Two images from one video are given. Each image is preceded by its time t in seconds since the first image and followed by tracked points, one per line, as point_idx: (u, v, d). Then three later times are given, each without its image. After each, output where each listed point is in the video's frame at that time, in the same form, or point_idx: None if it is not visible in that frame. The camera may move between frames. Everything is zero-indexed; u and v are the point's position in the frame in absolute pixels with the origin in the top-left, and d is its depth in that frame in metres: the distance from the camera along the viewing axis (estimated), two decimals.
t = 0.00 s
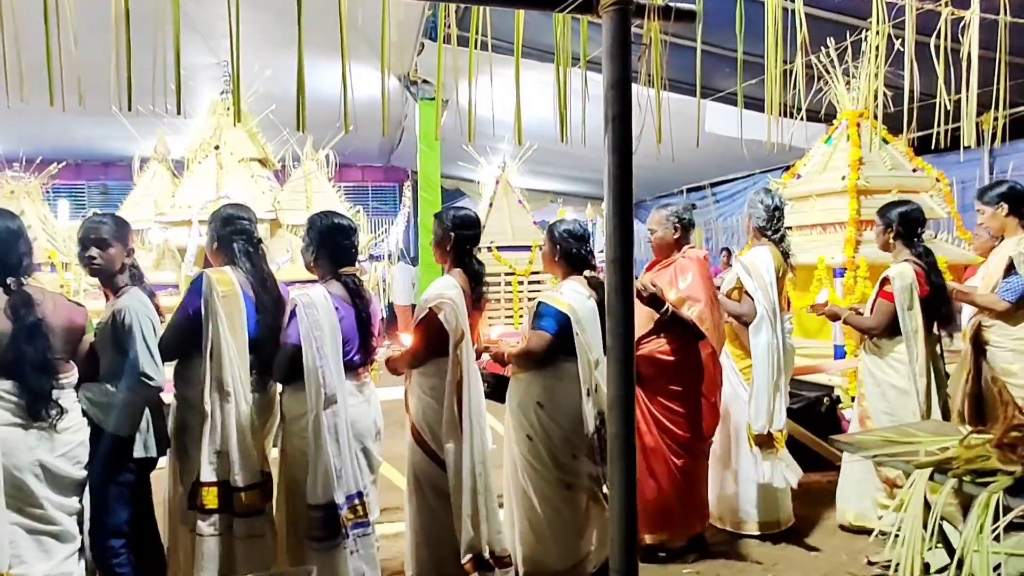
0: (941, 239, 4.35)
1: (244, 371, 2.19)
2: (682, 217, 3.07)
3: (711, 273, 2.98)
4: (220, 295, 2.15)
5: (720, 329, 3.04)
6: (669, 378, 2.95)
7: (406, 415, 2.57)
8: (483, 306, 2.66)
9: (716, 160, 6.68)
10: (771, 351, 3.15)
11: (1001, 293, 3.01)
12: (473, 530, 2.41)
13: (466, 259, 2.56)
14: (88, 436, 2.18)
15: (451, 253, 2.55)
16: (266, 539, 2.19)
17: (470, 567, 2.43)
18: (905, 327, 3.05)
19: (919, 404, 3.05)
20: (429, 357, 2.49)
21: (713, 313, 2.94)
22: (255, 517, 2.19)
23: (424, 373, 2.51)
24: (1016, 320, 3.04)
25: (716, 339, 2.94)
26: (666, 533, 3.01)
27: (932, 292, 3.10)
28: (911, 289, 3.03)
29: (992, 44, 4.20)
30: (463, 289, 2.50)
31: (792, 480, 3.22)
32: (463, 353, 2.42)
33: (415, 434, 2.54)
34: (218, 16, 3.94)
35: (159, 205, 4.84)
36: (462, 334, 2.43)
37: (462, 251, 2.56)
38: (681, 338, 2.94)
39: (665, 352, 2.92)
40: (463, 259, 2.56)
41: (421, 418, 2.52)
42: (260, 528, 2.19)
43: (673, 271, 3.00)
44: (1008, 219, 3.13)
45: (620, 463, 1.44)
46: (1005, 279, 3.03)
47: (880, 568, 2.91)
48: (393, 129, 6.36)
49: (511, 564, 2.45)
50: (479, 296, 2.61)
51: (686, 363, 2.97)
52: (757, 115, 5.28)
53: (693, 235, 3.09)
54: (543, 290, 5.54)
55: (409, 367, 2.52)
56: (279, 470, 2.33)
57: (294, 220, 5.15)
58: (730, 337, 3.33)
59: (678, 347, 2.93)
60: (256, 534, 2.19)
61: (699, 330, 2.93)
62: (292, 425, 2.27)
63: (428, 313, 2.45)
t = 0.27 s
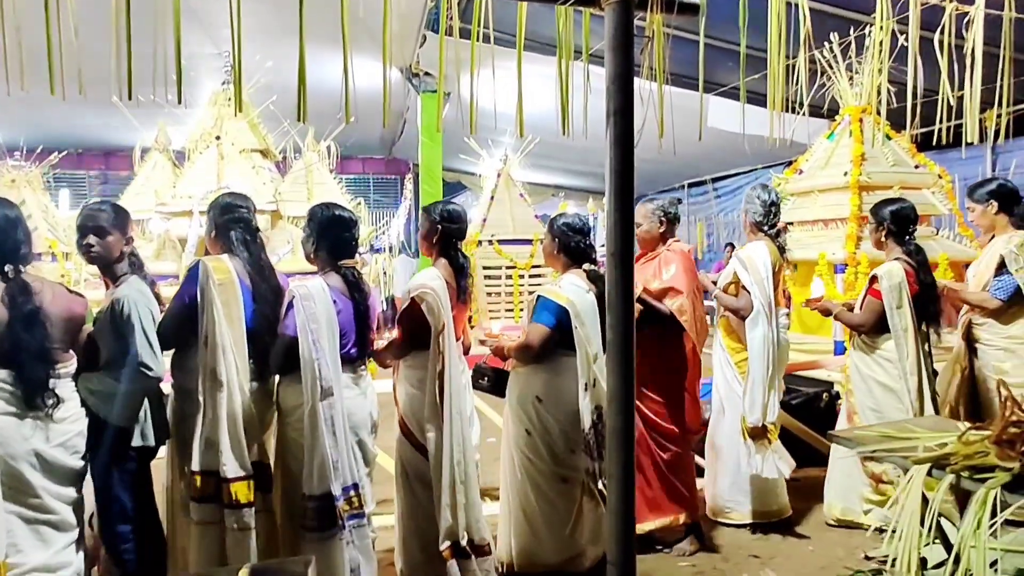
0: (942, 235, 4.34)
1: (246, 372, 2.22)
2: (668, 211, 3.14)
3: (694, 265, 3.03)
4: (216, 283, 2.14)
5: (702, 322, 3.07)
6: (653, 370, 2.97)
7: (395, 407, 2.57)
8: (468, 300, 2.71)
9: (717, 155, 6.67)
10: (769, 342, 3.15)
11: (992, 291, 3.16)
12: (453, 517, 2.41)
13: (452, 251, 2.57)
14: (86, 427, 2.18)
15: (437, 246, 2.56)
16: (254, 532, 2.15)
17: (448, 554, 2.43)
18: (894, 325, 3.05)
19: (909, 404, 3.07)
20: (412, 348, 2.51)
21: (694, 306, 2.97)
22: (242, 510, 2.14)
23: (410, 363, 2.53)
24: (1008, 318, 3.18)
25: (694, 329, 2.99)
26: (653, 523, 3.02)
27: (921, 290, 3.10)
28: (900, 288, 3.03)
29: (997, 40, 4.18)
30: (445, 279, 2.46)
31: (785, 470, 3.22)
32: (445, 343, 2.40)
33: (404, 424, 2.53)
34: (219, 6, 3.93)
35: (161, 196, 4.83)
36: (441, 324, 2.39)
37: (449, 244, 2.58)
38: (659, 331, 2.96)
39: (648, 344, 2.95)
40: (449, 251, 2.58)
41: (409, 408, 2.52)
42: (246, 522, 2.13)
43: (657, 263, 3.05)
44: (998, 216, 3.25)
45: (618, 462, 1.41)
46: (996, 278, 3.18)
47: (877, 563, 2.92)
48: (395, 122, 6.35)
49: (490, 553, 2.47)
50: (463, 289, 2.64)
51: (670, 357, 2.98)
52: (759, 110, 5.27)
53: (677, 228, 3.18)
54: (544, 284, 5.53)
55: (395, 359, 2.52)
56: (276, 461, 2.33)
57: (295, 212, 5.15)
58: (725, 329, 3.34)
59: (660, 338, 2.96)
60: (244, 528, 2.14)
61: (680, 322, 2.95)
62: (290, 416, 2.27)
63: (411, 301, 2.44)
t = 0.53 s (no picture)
0: (942, 233, 4.34)
1: (245, 366, 2.22)
2: (659, 206, 3.21)
3: (681, 259, 3.11)
4: (215, 273, 2.13)
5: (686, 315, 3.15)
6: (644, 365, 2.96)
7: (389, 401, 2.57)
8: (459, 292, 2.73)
9: (718, 150, 6.66)
10: (765, 339, 3.15)
11: (979, 290, 3.22)
12: (431, 504, 2.44)
13: (441, 245, 2.59)
14: (83, 417, 2.18)
15: (426, 240, 2.57)
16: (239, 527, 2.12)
17: (423, 539, 2.44)
18: (877, 321, 3.05)
19: (895, 400, 3.09)
20: (406, 341, 2.50)
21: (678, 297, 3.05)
22: (229, 504, 2.12)
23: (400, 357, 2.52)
24: (997, 315, 3.23)
25: (677, 320, 3.07)
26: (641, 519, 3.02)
27: (905, 286, 3.10)
28: (883, 284, 3.03)
29: (1000, 37, 4.16)
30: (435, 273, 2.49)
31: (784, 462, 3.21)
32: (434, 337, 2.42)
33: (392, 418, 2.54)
34: None
35: (161, 186, 4.82)
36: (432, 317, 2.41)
37: (438, 238, 2.59)
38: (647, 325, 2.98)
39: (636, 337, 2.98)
40: (438, 244, 2.59)
41: (399, 403, 2.52)
42: (232, 517, 2.11)
43: (645, 256, 3.12)
44: (987, 215, 3.27)
45: (615, 468, 1.35)
46: (980, 276, 3.23)
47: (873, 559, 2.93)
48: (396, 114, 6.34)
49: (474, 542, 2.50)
50: (453, 282, 2.65)
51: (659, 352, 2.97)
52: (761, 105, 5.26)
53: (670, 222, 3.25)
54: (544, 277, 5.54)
55: (388, 352, 2.52)
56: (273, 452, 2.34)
57: (295, 203, 5.15)
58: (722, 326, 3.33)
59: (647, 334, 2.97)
60: (232, 521, 2.12)
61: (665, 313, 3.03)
62: (287, 409, 2.28)
63: (402, 295, 2.46)
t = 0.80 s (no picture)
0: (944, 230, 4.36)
1: (244, 356, 2.23)
2: (661, 200, 3.20)
3: (676, 254, 3.08)
4: (215, 263, 2.14)
5: (677, 311, 3.13)
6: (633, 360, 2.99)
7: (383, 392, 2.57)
8: (454, 285, 2.73)
9: (720, 145, 6.66)
10: (760, 336, 3.15)
11: (973, 288, 3.27)
12: (421, 500, 2.44)
13: (436, 237, 2.59)
14: (83, 406, 2.19)
15: (421, 232, 2.57)
16: (234, 518, 2.13)
17: (406, 533, 2.44)
18: (862, 312, 3.09)
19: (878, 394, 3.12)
20: (402, 333, 2.52)
21: (662, 294, 3.05)
22: (224, 494, 2.13)
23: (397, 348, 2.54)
24: (990, 313, 3.27)
25: (658, 316, 3.06)
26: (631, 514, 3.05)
27: (892, 280, 3.13)
28: (868, 276, 3.08)
29: (1004, 34, 4.15)
30: (431, 266, 2.49)
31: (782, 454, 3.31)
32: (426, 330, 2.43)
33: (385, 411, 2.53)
34: None
35: (162, 174, 4.81)
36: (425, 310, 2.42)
37: (433, 229, 2.58)
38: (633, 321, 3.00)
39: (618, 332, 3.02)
40: (433, 236, 2.59)
41: (393, 394, 2.51)
42: (227, 507, 2.12)
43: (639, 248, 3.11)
44: (976, 213, 3.30)
45: (614, 460, 1.35)
46: (972, 273, 3.28)
47: (868, 553, 2.95)
48: (397, 105, 6.32)
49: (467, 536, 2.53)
50: (449, 274, 2.66)
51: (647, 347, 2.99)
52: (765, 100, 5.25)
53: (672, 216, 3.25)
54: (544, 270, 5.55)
55: (384, 344, 2.53)
56: (274, 443, 2.35)
57: (296, 194, 5.15)
58: (716, 323, 3.33)
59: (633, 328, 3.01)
60: (228, 512, 2.13)
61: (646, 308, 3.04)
62: (286, 401, 2.28)
63: (399, 288, 2.46)
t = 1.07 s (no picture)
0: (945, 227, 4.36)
1: (247, 349, 2.21)
2: (665, 195, 3.20)
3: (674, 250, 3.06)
4: (217, 256, 2.13)
5: (672, 307, 3.10)
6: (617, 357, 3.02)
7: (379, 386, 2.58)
8: (451, 279, 2.73)
9: (722, 141, 6.65)
10: (759, 333, 3.16)
11: (968, 284, 3.27)
12: (416, 499, 2.43)
13: (432, 230, 2.58)
14: (86, 396, 2.19)
15: (418, 225, 2.56)
16: (237, 509, 2.13)
17: (409, 533, 2.46)
18: (850, 306, 3.09)
19: (862, 386, 3.13)
20: (391, 331, 2.46)
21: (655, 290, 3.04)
22: (228, 485, 2.13)
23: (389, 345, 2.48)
24: (985, 309, 3.26)
25: (646, 311, 3.04)
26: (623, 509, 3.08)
27: (881, 273, 3.11)
28: (855, 270, 3.07)
29: (1007, 30, 4.14)
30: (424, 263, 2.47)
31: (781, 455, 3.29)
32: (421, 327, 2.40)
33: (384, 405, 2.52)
34: None
35: (163, 167, 4.80)
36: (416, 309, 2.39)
37: (431, 223, 2.58)
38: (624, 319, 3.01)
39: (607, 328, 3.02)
40: (430, 229, 2.58)
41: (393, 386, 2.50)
42: (231, 498, 2.13)
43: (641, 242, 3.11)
44: (971, 209, 3.32)
45: (615, 456, 1.35)
46: (966, 269, 3.29)
47: (867, 548, 2.96)
48: (399, 98, 6.30)
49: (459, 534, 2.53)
50: (446, 269, 2.65)
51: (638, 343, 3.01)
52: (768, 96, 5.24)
53: (676, 212, 3.24)
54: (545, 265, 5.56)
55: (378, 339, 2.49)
56: (275, 436, 2.35)
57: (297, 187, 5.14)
58: (712, 319, 3.31)
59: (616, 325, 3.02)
60: (231, 503, 2.14)
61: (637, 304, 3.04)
62: (288, 393, 2.28)
63: (389, 285, 2.43)
